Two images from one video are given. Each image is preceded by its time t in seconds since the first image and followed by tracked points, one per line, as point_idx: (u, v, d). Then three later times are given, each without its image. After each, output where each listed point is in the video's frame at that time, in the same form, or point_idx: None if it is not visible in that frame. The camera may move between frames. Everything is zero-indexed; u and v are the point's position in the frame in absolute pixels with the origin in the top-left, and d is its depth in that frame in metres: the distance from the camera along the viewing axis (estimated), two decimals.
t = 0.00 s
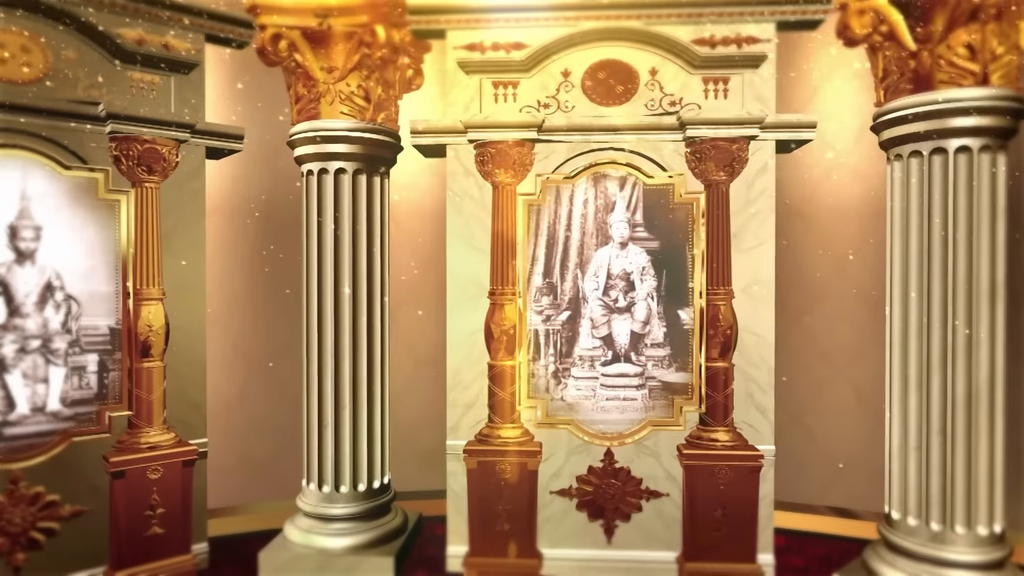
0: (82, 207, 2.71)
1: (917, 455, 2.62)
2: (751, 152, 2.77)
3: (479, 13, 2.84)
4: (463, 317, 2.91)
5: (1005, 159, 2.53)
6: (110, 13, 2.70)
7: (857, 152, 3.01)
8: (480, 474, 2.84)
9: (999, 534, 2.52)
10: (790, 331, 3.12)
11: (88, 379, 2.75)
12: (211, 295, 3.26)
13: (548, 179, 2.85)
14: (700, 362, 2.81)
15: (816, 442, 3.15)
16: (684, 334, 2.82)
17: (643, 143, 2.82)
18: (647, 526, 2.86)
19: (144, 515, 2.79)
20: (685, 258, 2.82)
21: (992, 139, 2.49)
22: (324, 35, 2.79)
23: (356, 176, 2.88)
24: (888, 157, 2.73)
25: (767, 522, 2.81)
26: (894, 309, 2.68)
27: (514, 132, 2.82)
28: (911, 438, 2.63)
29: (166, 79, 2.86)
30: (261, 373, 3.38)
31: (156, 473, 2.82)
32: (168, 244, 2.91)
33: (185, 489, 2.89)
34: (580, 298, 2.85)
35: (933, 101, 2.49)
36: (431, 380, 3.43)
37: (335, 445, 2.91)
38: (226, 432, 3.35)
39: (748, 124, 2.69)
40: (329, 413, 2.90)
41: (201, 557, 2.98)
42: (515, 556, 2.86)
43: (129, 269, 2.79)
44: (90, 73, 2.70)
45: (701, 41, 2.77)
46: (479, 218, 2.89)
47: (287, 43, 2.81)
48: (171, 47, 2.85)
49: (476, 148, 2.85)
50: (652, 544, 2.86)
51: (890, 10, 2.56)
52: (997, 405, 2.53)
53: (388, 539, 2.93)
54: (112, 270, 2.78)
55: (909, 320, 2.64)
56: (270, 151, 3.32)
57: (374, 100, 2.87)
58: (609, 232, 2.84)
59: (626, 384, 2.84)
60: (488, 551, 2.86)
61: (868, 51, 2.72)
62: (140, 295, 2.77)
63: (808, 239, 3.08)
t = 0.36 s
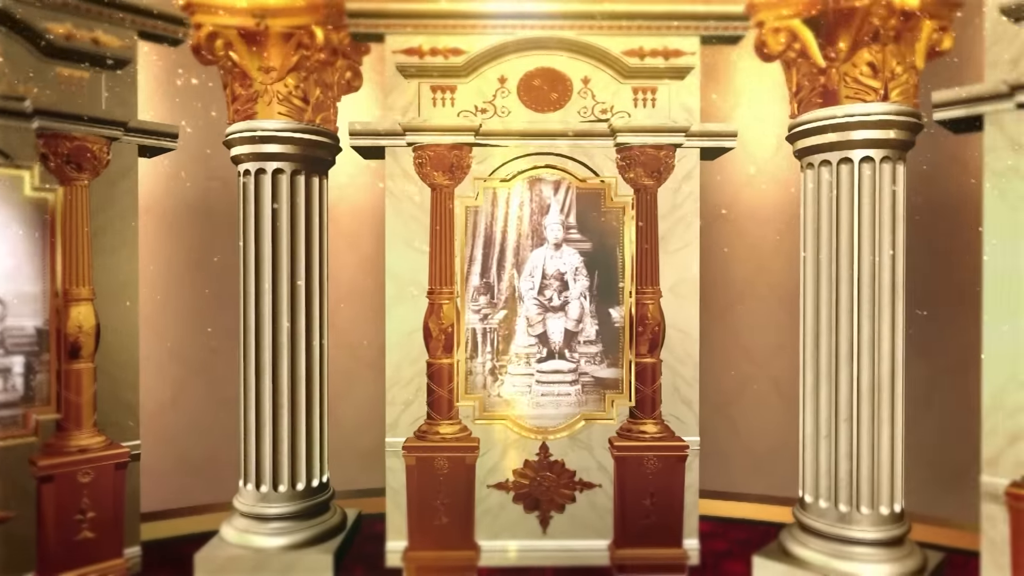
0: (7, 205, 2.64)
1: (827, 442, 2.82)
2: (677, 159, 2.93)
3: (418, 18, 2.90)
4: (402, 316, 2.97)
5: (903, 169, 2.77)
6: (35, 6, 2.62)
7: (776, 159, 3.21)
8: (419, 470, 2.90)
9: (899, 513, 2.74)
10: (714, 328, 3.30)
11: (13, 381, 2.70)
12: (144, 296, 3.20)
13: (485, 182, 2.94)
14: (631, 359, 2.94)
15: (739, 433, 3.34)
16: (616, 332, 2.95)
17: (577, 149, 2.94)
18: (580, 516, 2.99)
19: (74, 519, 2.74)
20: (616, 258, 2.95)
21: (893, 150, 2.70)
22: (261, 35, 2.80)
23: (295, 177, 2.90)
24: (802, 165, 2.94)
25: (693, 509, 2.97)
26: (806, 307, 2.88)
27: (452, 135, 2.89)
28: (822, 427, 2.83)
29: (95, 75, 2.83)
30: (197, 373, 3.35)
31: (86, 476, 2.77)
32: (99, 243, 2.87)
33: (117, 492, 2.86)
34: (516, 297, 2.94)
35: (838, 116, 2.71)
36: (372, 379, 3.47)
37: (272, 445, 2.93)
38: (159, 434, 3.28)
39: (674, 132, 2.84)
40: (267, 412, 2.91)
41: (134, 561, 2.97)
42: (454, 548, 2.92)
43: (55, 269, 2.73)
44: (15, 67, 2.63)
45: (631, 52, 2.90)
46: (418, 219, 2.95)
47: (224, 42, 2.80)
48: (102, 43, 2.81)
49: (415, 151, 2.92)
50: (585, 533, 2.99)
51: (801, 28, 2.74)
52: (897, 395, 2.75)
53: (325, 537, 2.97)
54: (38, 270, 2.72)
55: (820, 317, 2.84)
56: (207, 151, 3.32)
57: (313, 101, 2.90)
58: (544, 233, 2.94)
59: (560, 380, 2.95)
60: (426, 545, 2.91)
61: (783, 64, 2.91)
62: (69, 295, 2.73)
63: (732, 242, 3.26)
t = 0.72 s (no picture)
0: None
1: (742, 431, 3.02)
2: (605, 165, 3.08)
3: (354, 23, 2.96)
4: (338, 315, 3.03)
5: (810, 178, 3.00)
6: None
7: (699, 166, 3.41)
8: (355, 466, 2.96)
9: (806, 495, 2.96)
10: (641, 326, 3.47)
11: None
12: (70, 296, 3.14)
13: (421, 185, 3.02)
14: (561, 355, 3.08)
15: (666, 426, 3.51)
16: (547, 329, 3.09)
17: (510, 154, 3.06)
18: (514, 507, 3.11)
19: None
20: (546, 259, 3.08)
21: (800, 160, 2.93)
22: (194, 36, 2.82)
23: (229, 177, 2.92)
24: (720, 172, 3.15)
25: (619, 497, 3.14)
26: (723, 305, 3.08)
27: (388, 139, 2.96)
28: (738, 417, 3.03)
29: (20, 70, 2.77)
30: (127, 375, 3.31)
31: (11, 480, 2.73)
32: (23, 242, 2.81)
33: (42, 496, 2.82)
34: (451, 296, 3.04)
35: (751, 128, 2.92)
36: (309, 378, 3.49)
37: (208, 444, 2.94)
38: (86, 438, 3.21)
39: (601, 139, 3.00)
40: (202, 412, 2.92)
41: (63, 564, 2.93)
42: (389, 541, 2.99)
43: None
44: None
45: (561, 63, 3.05)
46: (355, 220, 3.01)
47: (156, 40, 2.81)
48: (28, 39, 2.78)
49: (351, 153, 2.97)
50: (517, 523, 3.11)
51: (718, 44, 2.94)
52: (804, 386, 2.97)
53: (262, 535, 3.00)
54: None
55: (736, 315, 3.05)
56: (138, 149, 3.28)
57: (249, 102, 2.93)
58: (477, 235, 3.05)
59: (494, 376, 3.07)
60: (362, 539, 2.97)
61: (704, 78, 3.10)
62: None
63: (658, 243, 3.45)
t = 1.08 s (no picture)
0: None
1: (670, 422, 3.20)
2: (541, 169, 3.22)
3: (297, 27, 3.01)
4: (281, 314, 3.07)
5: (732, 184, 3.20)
6: None
7: (633, 173, 3.60)
8: (297, 463, 3.02)
9: (729, 482, 3.15)
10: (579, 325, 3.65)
11: None
12: None
13: (363, 187, 3.10)
14: (500, 352, 3.20)
15: (602, 420, 3.70)
16: (486, 327, 3.20)
17: (450, 157, 3.17)
18: (454, 500, 3.21)
19: None
20: (485, 260, 3.20)
21: (722, 167, 3.13)
22: (132, 35, 2.83)
23: (169, 177, 2.93)
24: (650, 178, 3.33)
25: (555, 488, 3.28)
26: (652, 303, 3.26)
27: (330, 142, 3.03)
28: (666, 409, 3.21)
29: None
30: (60, 376, 3.26)
31: None
32: None
33: None
34: (393, 296, 3.13)
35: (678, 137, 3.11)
36: (252, 378, 3.52)
37: (147, 444, 2.94)
38: (16, 440, 3.16)
39: (537, 145, 3.14)
40: (141, 411, 2.92)
41: None
42: (330, 536, 3.06)
43: None
44: None
45: (499, 71, 3.17)
46: (297, 221, 3.06)
47: (93, 39, 2.80)
48: None
49: (293, 155, 3.03)
50: (458, 515, 3.21)
51: (647, 58, 3.15)
52: (727, 379, 3.17)
53: (203, 534, 3.01)
54: None
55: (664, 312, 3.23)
56: (73, 148, 3.24)
57: (189, 103, 2.95)
58: (419, 236, 3.14)
59: (435, 372, 3.16)
60: (304, 534, 3.03)
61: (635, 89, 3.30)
62: None
63: (592, 247, 3.64)
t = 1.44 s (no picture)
0: None
1: (604, 415, 3.37)
2: (482, 173, 3.34)
3: (240, 30, 3.06)
4: (223, 314, 3.10)
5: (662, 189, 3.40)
6: None
7: (570, 177, 3.77)
8: (240, 460, 3.07)
9: (659, 470, 3.35)
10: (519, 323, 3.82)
11: None
12: None
13: (306, 188, 3.16)
14: (442, 350, 3.31)
15: (541, 415, 3.86)
16: (428, 326, 3.30)
17: (393, 161, 3.26)
18: (397, 494, 3.29)
19: None
20: (427, 260, 3.29)
21: (652, 173, 3.32)
22: (71, 34, 2.84)
23: (109, 177, 2.94)
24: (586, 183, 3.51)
25: (496, 481, 3.40)
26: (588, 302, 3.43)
27: (273, 144, 3.08)
28: (601, 402, 3.38)
29: None
30: None
31: None
32: None
33: None
34: (336, 295, 3.20)
35: (611, 144, 3.27)
36: (194, 378, 3.52)
37: (85, 444, 2.93)
38: None
39: (477, 150, 3.27)
40: (79, 412, 2.91)
41: None
42: (273, 531, 3.11)
43: None
44: None
45: (442, 77, 3.28)
46: (240, 221, 3.10)
47: (30, 36, 2.79)
48: None
49: (236, 156, 3.07)
50: (401, 509, 3.30)
51: (582, 68, 3.31)
52: (658, 374, 3.36)
53: (143, 534, 3.02)
54: None
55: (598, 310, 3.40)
56: (6, 146, 3.20)
57: (130, 103, 2.96)
58: (362, 237, 3.22)
59: (378, 370, 3.24)
60: (247, 531, 3.08)
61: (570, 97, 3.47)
62: None
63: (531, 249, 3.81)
